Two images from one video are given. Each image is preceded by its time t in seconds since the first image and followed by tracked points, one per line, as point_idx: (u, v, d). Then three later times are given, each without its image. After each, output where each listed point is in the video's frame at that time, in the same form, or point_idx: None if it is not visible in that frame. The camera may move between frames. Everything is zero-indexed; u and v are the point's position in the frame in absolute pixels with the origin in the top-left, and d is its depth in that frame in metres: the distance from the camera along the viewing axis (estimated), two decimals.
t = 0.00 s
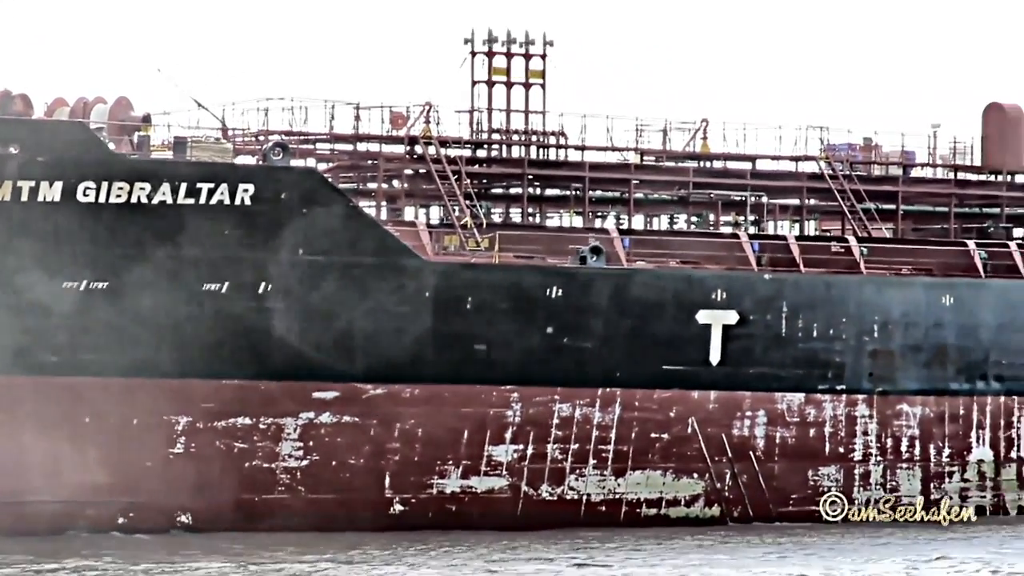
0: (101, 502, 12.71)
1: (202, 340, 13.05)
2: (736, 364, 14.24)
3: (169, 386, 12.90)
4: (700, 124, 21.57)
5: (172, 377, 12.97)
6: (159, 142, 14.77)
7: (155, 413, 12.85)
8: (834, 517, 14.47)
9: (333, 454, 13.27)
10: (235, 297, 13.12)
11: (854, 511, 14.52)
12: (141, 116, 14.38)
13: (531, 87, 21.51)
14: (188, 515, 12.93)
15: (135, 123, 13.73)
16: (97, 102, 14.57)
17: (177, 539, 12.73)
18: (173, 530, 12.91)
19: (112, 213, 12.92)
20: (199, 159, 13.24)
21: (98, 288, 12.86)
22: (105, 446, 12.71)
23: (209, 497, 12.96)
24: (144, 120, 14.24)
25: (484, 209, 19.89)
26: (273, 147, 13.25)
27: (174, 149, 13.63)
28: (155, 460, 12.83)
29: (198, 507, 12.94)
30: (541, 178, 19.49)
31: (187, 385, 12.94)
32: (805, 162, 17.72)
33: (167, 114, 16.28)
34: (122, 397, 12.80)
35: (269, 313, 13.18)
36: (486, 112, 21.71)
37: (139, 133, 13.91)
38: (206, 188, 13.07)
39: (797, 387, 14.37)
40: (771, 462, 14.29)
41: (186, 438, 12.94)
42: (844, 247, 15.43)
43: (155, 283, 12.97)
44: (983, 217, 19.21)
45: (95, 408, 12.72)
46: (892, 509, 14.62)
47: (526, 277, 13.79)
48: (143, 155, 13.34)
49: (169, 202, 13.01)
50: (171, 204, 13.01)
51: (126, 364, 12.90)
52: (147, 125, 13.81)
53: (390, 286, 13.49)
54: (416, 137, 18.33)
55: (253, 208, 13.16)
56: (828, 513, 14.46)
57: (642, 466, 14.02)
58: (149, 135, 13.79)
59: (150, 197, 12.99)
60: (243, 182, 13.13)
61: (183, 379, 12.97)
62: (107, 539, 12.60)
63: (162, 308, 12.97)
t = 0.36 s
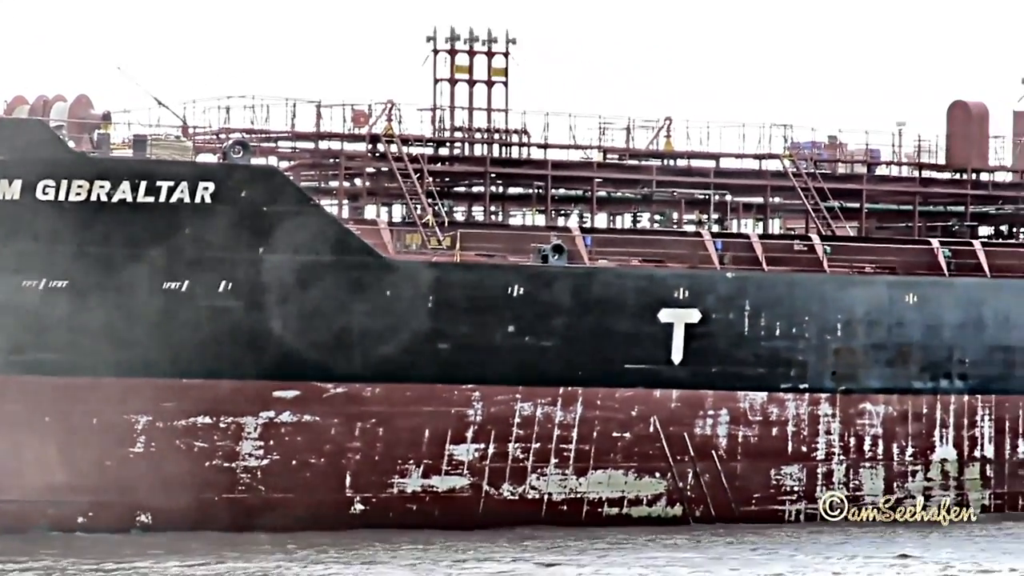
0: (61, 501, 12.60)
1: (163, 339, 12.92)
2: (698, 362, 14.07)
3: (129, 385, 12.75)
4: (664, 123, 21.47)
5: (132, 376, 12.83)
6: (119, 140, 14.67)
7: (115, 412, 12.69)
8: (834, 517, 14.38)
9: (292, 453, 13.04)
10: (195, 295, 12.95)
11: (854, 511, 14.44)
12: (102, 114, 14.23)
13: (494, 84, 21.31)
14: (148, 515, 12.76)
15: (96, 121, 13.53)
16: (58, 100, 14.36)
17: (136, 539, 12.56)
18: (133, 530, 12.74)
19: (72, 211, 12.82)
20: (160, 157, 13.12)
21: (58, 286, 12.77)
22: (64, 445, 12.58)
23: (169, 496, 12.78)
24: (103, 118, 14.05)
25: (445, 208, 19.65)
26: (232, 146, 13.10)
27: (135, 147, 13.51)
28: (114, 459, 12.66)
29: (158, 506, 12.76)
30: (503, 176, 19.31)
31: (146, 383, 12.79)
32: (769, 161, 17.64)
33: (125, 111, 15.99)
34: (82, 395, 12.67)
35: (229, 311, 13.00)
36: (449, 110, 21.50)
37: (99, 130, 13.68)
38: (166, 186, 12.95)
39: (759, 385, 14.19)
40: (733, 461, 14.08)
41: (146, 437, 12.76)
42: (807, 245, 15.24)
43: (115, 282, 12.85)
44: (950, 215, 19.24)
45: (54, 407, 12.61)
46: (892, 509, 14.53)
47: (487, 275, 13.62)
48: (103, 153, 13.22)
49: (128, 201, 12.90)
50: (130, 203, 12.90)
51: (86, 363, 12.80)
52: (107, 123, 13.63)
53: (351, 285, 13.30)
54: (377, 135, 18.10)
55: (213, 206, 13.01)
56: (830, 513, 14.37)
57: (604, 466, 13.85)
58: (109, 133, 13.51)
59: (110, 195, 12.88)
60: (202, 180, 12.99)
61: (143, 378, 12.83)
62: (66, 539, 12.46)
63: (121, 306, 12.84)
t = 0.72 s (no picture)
0: (12, 502, 12.46)
1: (114, 340, 12.72)
2: (653, 361, 13.95)
3: (81, 386, 12.60)
4: (619, 122, 21.38)
5: (83, 377, 12.65)
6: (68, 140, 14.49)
7: (67, 413, 12.56)
8: (834, 517, 14.39)
9: (244, 453, 12.86)
10: (147, 296, 12.77)
11: (854, 511, 14.42)
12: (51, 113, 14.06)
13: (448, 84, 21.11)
14: (100, 516, 12.58)
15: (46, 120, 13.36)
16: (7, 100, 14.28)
17: (86, 540, 12.39)
18: (85, 530, 12.57)
19: (20, 211, 12.60)
20: (111, 157, 12.92)
21: (8, 287, 12.55)
22: (16, 447, 12.47)
23: (121, 497, 12.60)
24: (54, 118, 13.93)
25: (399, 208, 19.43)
26: (183, 145, 12.90)
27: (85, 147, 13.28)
28: (66, 461, 12.53)
29: (110, 507, 12.59)
30: (457, 176, 19.13)
31: (98, 384, 12.64)
32: (724, 160, 17.60)
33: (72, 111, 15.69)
34: (32, 396, 12.51)
35: (181, 312, 12.82)
36: (403, 110, 21.28)
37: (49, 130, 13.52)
38: (117, 186, 12.76)
39: (714, 385, 14.09)
40: (688, 461, 13.99)
41: (99, 438, 12.62)
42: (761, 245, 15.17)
43: (66, 282, 12.65)
44: (905, 214, 19.27)
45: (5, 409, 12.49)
46: (892, 509, 14.50)
47: (440, 275, 13.43)
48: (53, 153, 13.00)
49: (79, 201, 12.70)
50: (80, 203, 12.70)
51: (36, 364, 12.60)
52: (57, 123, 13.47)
53: (304, 285, 13.07)
54: (330, 135, 17.85)
55: (164, 207, 12.82)
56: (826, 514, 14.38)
57: (558, 465, 13.70)
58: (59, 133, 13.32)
59: (60, 195, 12.68)
60: (153, 180, 12.79)
61: (95, 379, 12.65)
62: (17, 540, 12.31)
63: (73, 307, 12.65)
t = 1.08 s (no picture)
0: None
1: (71, 343, 12.48)
2: (612, 362, 13.84)
3: (37, 387, 12.36)
4: (577, 122, 21.29)
5: (40, 379, 12.39)
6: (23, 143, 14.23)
7: (22, 415, 12.31)
8: (835, 517, 14.38)
9: (201, 454, 12.69)
10: (103, 298, 12.54)
11: (854, 511, 14.45)
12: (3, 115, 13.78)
13: (405, 84, 20.92)
14: (56, 518, 12.41)
15: None
16: None
17: (41, 542, 12.21)
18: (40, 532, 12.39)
19: None
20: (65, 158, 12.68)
21: None
22: None
23: (77, 499, 12.40)
24: (7, 119, 13.65)
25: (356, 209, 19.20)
26: (139, 146, 12.75)
27: (39, 149, 13.03)
28: (21, 463, 12.30)
29: (66, 509, 12.40)
30: (415, 176, 18.95)
31: (54, 386, 12.39)
32: (683, 161, 17.55)
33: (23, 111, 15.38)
34: None
35: (137, 314, 12.59)
36: (361, 110, 21.06)
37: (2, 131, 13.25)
38: (72, 187, 12.52)
39: (673, 385, 13.99)
40: (647, 461, 13.89)
41: (54, 440, 12.39)
42: (720, 244, 15.06)
43: (21, 284, 12.38)
44: (865, 213, 19.29)
45: None
46: (891, 509, 14.57)
47: (398, 275, 13.25)
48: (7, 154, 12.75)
49: (34, 201, 12.43)
50: (36, 204, 12.43)
51: None
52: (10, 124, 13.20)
53: (261, 287, 12.87)
54: (287, 136, 17.61)
55: (120, 208, 12.61)
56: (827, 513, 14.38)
57: (517, 466, 13.56)
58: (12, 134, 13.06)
59: (15, 196, 12.40)
60: (108, 181, 12.58)
61: (51, 381, 12.40)
62: None
63: (28, 309, 12.39)
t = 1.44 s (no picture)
0: None
1: (18, 341, 12.46)
2: (562, 362, 13.68)
3: None
4: (532, 121, 21.15)
5: None
6: None
7: None
8: (834, 517, 14.38)
9: (148, 454, 12.56)
10: (50, 296, 12.48)
11: (854, 511, 14.44)
12: None
13: (358, 82, 20.67)
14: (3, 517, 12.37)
15: None
16: None
17: None
18: None
19: None
20: (13, 156, 12.62)
21: None
22: None
23: (25, 499, 12.35)
24: None
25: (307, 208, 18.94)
26: (87, 144, 12.62)
27: None
28: None
29: (13, 509, 12.35)
30: (367, 175, 18.72)
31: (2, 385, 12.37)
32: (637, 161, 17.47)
33: None
34: None
35: (84, 313, 12.53)
36: (314, 108, 20.77)
37: None
38: (20, 185, 12.46)
39: (624, 386, 13.84)
40: (598, 462, 13.73)
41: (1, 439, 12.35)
42: (672, 244, 14.84)
43: None
44: (819, 214, 19.24)
45: None
46: (892, 509, 14.55)
47: (346, 274, 13.06)
48: None
49: None
50: None
51: None
52: None
53: (209, 285, 12.73)
54: (238, 134, 17.32)
55: (67, 206, 12.53)
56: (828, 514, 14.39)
57: (466, 467, 13.38)
58: None
59: None
60: (56, 179, 12.50)
61: None
62: None
63: None
